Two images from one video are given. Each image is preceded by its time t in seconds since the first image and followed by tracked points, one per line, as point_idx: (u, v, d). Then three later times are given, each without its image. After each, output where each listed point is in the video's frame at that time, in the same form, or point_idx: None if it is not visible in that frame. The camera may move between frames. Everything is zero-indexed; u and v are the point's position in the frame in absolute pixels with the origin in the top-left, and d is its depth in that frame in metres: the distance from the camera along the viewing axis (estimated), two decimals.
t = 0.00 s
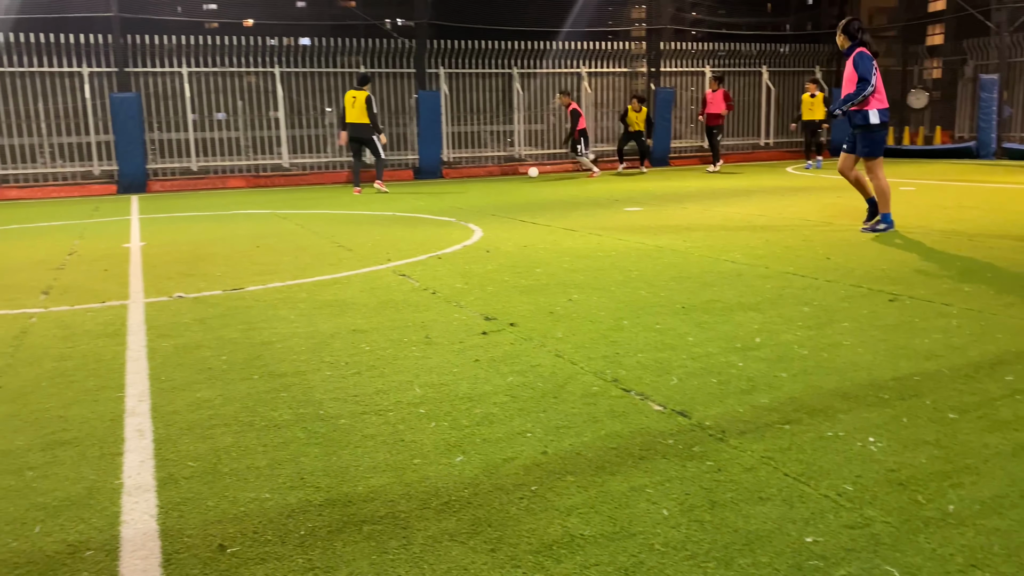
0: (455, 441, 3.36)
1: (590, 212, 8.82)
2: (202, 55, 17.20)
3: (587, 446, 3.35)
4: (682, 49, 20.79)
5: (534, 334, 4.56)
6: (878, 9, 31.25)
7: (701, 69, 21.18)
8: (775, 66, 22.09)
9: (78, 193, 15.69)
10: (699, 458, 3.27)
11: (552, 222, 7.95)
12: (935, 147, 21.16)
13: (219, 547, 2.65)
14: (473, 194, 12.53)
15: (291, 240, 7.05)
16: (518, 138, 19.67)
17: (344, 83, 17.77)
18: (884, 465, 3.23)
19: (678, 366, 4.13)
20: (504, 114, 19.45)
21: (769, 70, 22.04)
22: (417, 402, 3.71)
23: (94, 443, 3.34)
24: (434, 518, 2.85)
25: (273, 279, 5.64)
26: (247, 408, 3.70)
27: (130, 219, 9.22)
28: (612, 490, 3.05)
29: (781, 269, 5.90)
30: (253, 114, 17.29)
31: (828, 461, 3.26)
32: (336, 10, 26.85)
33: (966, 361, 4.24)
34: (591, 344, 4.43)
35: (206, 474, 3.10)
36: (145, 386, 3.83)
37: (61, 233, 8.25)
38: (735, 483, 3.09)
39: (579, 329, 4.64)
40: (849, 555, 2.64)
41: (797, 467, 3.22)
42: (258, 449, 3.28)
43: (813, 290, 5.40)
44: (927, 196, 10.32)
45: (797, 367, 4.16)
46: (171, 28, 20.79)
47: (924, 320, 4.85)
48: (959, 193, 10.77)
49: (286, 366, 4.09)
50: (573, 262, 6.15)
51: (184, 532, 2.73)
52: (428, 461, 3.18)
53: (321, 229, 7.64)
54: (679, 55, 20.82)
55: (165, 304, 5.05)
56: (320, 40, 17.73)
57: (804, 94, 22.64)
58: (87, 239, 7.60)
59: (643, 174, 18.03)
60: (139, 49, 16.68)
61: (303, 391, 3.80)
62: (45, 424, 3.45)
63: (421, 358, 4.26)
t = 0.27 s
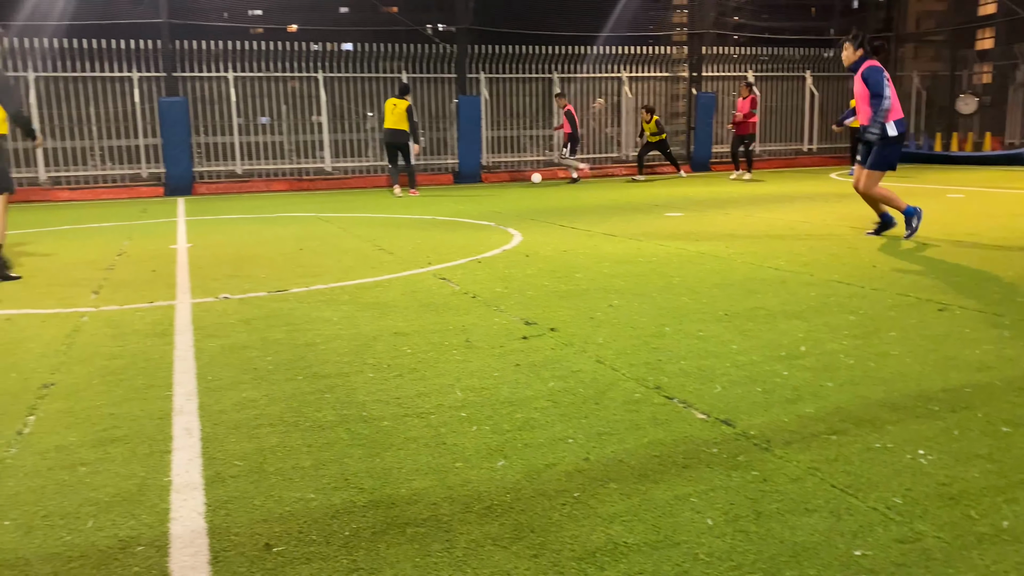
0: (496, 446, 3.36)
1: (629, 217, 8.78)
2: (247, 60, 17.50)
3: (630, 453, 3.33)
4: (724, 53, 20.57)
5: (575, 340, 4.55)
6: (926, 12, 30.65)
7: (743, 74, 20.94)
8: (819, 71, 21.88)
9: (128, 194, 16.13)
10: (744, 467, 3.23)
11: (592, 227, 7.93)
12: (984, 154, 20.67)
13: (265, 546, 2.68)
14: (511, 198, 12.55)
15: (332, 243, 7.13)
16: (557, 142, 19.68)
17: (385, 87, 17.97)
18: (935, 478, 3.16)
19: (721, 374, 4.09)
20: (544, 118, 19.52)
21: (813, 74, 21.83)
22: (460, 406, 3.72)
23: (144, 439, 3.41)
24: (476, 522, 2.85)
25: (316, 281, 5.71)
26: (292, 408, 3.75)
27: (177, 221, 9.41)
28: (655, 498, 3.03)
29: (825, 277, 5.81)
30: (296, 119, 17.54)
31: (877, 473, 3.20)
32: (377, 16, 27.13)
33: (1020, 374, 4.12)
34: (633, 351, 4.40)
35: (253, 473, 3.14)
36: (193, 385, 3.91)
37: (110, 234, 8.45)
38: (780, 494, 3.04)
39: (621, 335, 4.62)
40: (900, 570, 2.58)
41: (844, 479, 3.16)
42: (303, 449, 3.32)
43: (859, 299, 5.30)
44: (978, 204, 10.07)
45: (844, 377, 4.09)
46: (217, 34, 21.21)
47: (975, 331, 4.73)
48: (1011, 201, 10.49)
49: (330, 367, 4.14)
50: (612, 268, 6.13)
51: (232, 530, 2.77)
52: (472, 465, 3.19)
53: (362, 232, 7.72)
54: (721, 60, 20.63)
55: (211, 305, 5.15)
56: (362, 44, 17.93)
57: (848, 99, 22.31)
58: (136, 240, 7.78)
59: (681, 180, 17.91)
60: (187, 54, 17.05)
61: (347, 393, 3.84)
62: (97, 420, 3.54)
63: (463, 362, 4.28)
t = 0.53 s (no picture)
0: (542, 451, 3.36)
1: (672, 222, 8.72)
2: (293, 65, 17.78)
3: (677, 461, 3.30)
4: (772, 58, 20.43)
5: (619, 346, 4.53)
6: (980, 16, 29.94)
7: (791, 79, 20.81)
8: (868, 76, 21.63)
9: (177, 197, 16.25)
10: (794, 478, 3.17)
11: (634, 233, 7.89)
12: None
13: (314, 545, 2.71)
14: (552, 203, 12.55)
15: (376, 246, 7.20)
16: (601, 147, 19.64)
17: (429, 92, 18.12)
18: (993, 494, 3.06)
19: (769, 383, 4.03)
20: (588, 123, 19.57)
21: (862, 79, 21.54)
22: (505, 410, 3.72)
23: (196, 437, 3.48)
24: (522, 527, 2.84)
25: (361, 284, 5.77)
26: (339, 409, 3.79)
27: (225, 224, 9.60)
28: (702, 507, 2.99)
29: (875, 286, 5.69)
30: (341, 123, 17.72)
31: (931, 487, 3.11)
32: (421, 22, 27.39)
33: None
34: (678, 358, 4.36)
35: (301, 473, 3.18)
36: (243, 384, 3.97)
37: (161, 235, 8.65)
38: (831, 506, 2.98)
39: (666, 342, 4.58)
40: None
41: (898, 492, 3.08)
42: (351, 450, 3.35)
43: (910, 309, 5.18)
44: None
45: (895, 388, 3.99)
46: (265, 39, 21.60)
47: None
48: None
49: (375, 369, 4.18)
50: (656, 274, 6.09)
51: (281, 528, 2.80)
52: (517, 469, 3.18)
53: (406, 235, 7.79)
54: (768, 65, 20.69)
55: (259, 305, 5.23)
56: (406, 50, 18.11)
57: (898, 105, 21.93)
58: (186, 241, 7.94)
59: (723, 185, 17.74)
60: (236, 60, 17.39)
61: (393, 396, 3.87)
62: (150, 417, 3.62)
63: (507, 366, 4.28)
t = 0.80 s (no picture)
0: (588, 456, 3.34)
1: (715, 228, 8.64)
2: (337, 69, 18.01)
3: (725, 469, 3.26)
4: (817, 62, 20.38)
5: (664, 352, 4.49)
6: None
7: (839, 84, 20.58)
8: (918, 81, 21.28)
9: (225, 198, 16.82)
10: (846, 489, 3.11)
11: (677, 238, 7.83)
12: None
13: (364, 544, 2.73)
14: (592, 208, 12.52)
15: (419, 249, 7.26)
16: (643, 151, 19.58)
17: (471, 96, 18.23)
18: None
19: (818, 392, 3.96)
20: (630, 127, 19.52)
21: (911, 85, 21.20)
22: (550, 415, 3.72)
23: (246, 435, 3.53)
24: (570, 532, 2.83)
25: (405, 286, 5.82)
26: (385, 411, 3.82)
27: (271, 225, 9.75)
28: (752, 517, 2.95)
29: (926, 295, 5.57)
30: (384, 127, 17.99)
31: (990, 501, 3.03)
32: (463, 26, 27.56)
33: None
34: (725, 365, 4.32)
35: (349, 472, 3.21)
36: (292, 384, 4.03)
37: (209, 236, 8.82)
38: (884, 517, 2.91)
39: (712, 348, 4.54)
40: None
41: (954, 506, 3.00)
42: (398, 451, 3.38)
43: (964, 318, 5.06)
44: None
45: (949, 400, 3.90)
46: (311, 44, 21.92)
47: None
48: None
49: (420, 371, 4.21)
50: (699, 280, 6.03)
51: (331, 527, 2.83)
52: (565, 474, 3.17)
53: (450, 238, 7.85)
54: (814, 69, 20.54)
55: (305, 306, 5.30)
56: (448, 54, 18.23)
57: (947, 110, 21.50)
58: (233, 242, 8.08)
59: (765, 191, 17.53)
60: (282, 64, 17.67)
61: (438, 398, 3.89)
62: (201, 414, 3.69)
63: (551, 370, 4.28)
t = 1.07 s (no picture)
0: (632, 462, 3.32)
1: (755, 233, 8.53)
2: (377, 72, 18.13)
3: (770, 477, 3.22)
4: (858, 66, 19.73)
5: (706, 357, 4.45)
6: None
7: (882, 88, 20.17)
8: (964, 85, 20.84)
9: (267, 201, 17.24)
10: (896, 500, 3.04)
11: (717, 243, 7.76)
12: None
13: (409, 544, 2.74)
14: (629, 211, 12.46)
15: (457, 251, 7.28)
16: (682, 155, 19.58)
17: (510, 99, 18.28)
18: None
19: (865, 401, 3.89)
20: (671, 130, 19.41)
21: (958, 89, 20.78)
22: (592, 419, 3.70)
23: (291, 433, 3.57)
24: (614, 538, 2.80)
25: (444, 288, 5.84)
26: (426, 412, 3.83)
27: (311, 226, 9.85)
28: (798, 526, 2.90)
29: (974, 303, 5.44)
30: (423, 130, 18.05)
31: None
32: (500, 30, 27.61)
33: None
34: (769, 372, 4.27)
35: (393, 473, 3.23)
36: (335, 383, 4.08)
37: (250, 236, 8.94)
38: (935, 529, 2.84)
39: (755, 355, 4.48)
40: None
41: (1010, 519, 2.92)
42: (441, 452, 3.39)
43: (1016, 328, 4.93)
44: None
45: (1002, 411, 3.80)
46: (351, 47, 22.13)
47: None
48: None
49: (460, 373, 4.23)
50: (740, 285, 5.97)
51: (376, 527, 2.85)
52: (607, 479, 3.15)
53: (488, 241, 7.86)
54: (858, 73, 19.83)
55: (346, 307, 5.35)
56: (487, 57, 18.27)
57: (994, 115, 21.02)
58: (275, 243, 8.17)
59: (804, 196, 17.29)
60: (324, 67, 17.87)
61: (479, 400, 3.89)
62: (246, 412, 3.74)
63: (592, 374, 4.27)
